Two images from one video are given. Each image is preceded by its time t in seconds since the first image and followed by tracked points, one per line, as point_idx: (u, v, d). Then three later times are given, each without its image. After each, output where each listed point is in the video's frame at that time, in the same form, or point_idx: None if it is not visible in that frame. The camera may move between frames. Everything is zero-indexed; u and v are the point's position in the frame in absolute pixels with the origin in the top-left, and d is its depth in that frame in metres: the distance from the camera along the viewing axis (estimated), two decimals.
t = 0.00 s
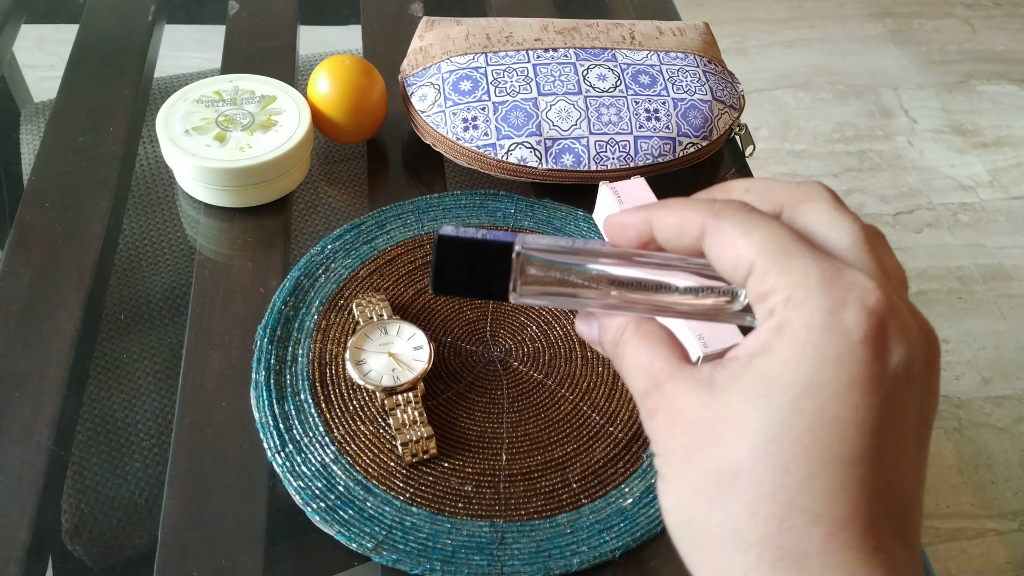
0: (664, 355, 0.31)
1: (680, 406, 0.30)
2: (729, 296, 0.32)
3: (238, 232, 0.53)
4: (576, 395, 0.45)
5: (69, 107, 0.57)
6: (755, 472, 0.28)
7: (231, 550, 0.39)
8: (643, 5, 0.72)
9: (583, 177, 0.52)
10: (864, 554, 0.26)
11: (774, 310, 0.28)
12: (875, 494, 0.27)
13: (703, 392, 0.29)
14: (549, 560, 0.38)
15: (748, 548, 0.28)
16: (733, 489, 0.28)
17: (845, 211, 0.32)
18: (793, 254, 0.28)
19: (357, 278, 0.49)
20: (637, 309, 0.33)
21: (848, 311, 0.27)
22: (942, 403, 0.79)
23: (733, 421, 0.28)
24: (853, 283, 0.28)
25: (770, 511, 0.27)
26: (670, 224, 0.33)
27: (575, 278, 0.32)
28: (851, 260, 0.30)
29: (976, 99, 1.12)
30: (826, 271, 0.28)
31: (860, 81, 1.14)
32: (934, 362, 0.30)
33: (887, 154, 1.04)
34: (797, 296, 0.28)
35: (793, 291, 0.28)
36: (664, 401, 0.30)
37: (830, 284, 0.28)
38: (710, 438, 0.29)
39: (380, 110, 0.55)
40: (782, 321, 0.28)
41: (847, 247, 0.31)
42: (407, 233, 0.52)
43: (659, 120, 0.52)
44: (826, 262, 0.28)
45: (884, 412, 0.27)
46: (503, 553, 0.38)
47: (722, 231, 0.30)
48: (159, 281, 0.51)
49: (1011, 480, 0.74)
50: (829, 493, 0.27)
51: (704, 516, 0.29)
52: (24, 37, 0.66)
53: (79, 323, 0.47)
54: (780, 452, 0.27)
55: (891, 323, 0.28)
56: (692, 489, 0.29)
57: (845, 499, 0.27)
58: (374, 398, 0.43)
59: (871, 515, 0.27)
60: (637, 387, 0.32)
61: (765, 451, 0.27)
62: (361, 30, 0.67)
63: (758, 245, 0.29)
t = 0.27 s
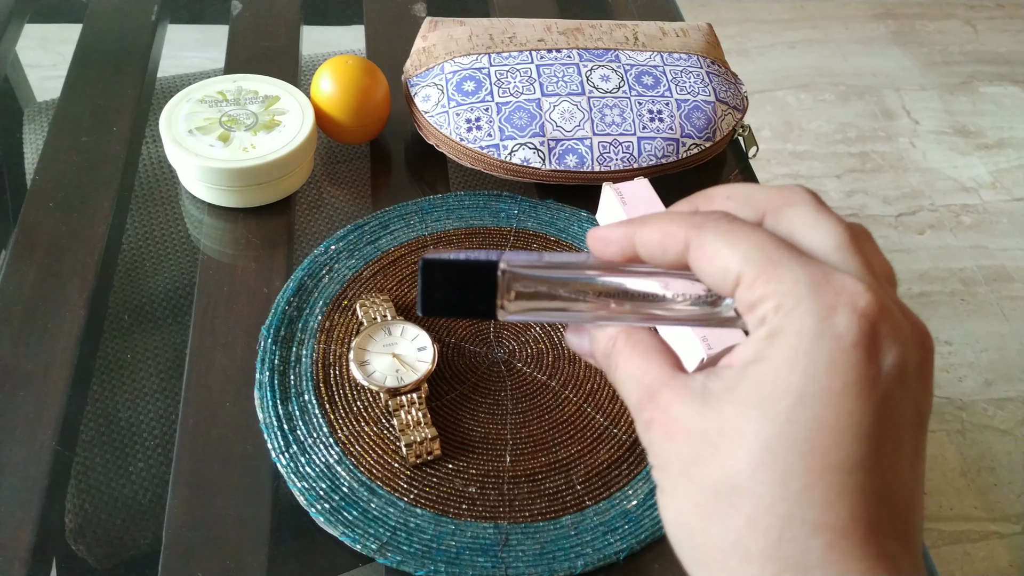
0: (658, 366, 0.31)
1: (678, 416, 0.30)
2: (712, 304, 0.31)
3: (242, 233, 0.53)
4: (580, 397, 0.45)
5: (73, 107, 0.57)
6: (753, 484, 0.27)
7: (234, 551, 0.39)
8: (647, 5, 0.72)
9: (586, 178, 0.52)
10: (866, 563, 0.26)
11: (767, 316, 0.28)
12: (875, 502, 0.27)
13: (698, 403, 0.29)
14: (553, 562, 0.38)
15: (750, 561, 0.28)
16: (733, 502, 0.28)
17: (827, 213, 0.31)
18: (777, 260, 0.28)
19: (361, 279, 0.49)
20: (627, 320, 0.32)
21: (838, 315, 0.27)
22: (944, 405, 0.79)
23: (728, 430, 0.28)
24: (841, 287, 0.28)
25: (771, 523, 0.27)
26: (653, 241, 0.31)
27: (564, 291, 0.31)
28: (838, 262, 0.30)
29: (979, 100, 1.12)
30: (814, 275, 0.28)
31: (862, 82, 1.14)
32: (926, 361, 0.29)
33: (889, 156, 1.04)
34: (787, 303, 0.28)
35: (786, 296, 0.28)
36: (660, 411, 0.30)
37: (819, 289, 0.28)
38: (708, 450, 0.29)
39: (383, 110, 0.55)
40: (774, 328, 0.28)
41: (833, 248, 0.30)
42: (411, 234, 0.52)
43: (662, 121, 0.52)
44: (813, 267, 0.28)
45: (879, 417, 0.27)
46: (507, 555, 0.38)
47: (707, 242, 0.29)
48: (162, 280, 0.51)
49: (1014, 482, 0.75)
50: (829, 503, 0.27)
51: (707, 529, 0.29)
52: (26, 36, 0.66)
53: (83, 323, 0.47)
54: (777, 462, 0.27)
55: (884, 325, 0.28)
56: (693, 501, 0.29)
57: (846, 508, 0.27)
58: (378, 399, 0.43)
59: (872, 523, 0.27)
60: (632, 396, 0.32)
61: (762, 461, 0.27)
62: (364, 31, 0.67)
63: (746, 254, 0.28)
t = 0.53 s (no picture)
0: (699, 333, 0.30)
1: (728, 389, 0.29)
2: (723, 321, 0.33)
3: (248, 235, 0.53)
4: (585, 400, 0.45)
5: (80, 108, 0.57)
6: (805, 462, 0.27)
7: (240, 551, 0.39)
8: (653, 9, 0.72)
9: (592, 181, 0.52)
10: (899, 555, 0.27)
11: (831, 301, 0.29)
12: (913, 496, 0.28)
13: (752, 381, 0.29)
14: (558, 565, 0.38)
15: (792, 542, 0.28)
16: (781, 479, 0.28)
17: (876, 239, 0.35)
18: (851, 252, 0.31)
19: (366, 281, 0.49)
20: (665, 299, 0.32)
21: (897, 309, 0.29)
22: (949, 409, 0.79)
23: (781, 410, 0.28)
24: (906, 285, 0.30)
25: (815, 506, 0.27)
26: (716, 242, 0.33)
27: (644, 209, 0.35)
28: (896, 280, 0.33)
29: (984, 105, 1.12)
30: (881, 274, 0.30)
31: (867, 86, 1.14)
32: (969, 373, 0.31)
33: (894, 160, 1.04)
34: (850, 290, 0.30)
35: (846, 284, 0.30)
36: (702, 377, 0.29)
37: (886, 285, 0.30)
38: (760, 425, 0.28)
39: (389, 113, 0.55)
40: (838, 311, 0.29)
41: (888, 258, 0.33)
42: (416, 236, 0.52)
43: (669, 125, 0.52)
44: (874, 266, 0.31)
45: (926, 410, 0.28)
46: (512, 558, 0.38)
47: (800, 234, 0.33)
48: (168, 282, 0.51)
49: (1018, 487, 0.74)
50: (871, 492, 0.27)
51: (740, 510, 0.28)
52: (32, 38, 0.66)
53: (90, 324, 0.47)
54: (830, 441, 0.27)
55: (933, 329, 0.30)
56: (730, 476, 0.28)
57: (886, 499, 0.27)
58: (383, 401, 0.43)
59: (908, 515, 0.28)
60: (665, 358, 0.30)
61: (816, 441, 0.27)
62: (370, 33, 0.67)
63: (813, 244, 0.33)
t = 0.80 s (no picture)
0: (700, 356, 0.32)
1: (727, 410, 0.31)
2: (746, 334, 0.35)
3: (252, 237, 0.53)
4: (588, 404, 0.45)
5: (84, 109, 0.57)
6: (801, 472, 0.29)
7: (243, 554, 0.39)
8: (656, 15, 0.72)
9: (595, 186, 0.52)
10: (896, 562, 0.27)
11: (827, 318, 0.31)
12: (913, 504, 0.28)
13: (752, 398, 0.31)
14: (559, 570, 0.38)
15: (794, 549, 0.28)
16: (781, 491, 0.29)
17: (879, 245, 0.35)
18: (847, 266, 0.33)
19: (370, 284, 0.49)
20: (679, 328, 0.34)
21: (896, 323, 0.30)
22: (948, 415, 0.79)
23: (779, 425, 0.30)
24: (902, 301, 0.31)
25: (812, 512, 0.28)
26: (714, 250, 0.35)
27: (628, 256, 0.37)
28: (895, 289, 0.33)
29: (985, 111, 1.13)
30: (878, 288, 0.31)
31: (869, 91, 1.14)
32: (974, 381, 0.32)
33: (895, 165, 1.04)
34: (845, 307, 0.31)
35: (848, 299, 0.31)
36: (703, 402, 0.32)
37: (881, 299, 0.31)
38: (757, 439, 0.30)
39: (394, 116, 0.55)
40: (834, 327, 0.31)
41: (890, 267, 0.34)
42: (420, 240, 0.52)
43: (672, 131, 0.53)
44: (874, 284, 0.32)
45: (927, 421, 0.29)
46: (514, 562, 0.38)
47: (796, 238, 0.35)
48: (172, 283, 0.51)
49: (1016, 494, 0.75)
50: (870, 499, 0.28)
51: (742, 516, 0.30)
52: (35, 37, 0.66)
53: (94, 325, 0.47)
54: (830, 453, 0.28)
55: (933, 342, 0.31)
56: (733, 489, 0.30)
57: (884, 505, 0.28)
58: (387, 405, 0.43)
59: (908, 522, 0.28)
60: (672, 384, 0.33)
61: (812, 452, 0.29)
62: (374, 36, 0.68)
63: (817, 252, 0.34)
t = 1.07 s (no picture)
0: (667, 384, 0.31)
1: (680, 439, 0.29)
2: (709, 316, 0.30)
3: (257, 238, 0.53)
4: (592, 407, 0.45)
5: (91, 110, 0.58)
6: (748, 498, 0.27)
7: (247, 555, 0.39)
8: (662, 18, 0.73)
9: (600, 189, 0.52)
10: None
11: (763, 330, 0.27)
12: (871, 522, 0.26)
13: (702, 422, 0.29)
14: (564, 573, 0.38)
15: None
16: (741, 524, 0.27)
17: (829, 234, 0.30)
18: (778, 285, 0.26)
19: (375, 286, 0.49)
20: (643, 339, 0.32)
21: (837, 338, 0.26)
22: (951, 419, 0.79)
23: (725, 450, 0.27)
24: (840, 308, 0.26)
25: (765, 542, 0.26)
26: (657, 259, 0.30)
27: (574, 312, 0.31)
28: (838, 285, 0.28)
29: (989, 115, 1.13)
30: (813, 298, 0.26)
31: (872, 94, 1.14)
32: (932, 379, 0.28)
33: (899, 169, 1.05)
34: (786, 326, 0.26)
35: (780, 310, 0.26)
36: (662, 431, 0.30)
37: (817, 311, 0.26)
38: (705, 465, 0.28)
39: (399, 118, 0.56)
40: (773, 347, 0.27)
41: (832, 269, 0.29)
42: (425, 242, 0.52)
43: (678, 133, 0.53)
44: (812, 288, 0.27)
45: (875, 434, 0.26)
46: (519, 564, 0.38)
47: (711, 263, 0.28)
48: (176, 283, 0.51)
49: (1019, 498, 0.75)
50: (822, 523, 0.26)
51: (707, 547, 0.28)
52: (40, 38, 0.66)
53: (99, 326, 0.47)
54: (775, 481, 0.26)
55: (884, 345, 0.26)
56: (694, 522, 0.28)
57: (839, 527, 0.25)
58: (392, 406, 0.43)
59: (867, 544, 0.25)
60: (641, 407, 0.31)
61: (759, 480, 0.26)
62: (380, 38, 0.68)
63: (745, 277, 0.27)
